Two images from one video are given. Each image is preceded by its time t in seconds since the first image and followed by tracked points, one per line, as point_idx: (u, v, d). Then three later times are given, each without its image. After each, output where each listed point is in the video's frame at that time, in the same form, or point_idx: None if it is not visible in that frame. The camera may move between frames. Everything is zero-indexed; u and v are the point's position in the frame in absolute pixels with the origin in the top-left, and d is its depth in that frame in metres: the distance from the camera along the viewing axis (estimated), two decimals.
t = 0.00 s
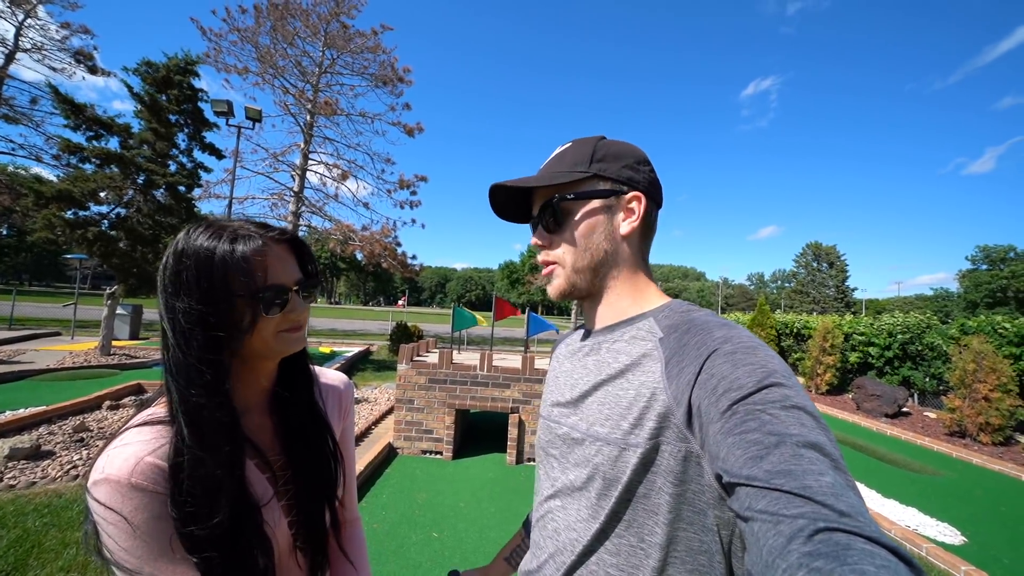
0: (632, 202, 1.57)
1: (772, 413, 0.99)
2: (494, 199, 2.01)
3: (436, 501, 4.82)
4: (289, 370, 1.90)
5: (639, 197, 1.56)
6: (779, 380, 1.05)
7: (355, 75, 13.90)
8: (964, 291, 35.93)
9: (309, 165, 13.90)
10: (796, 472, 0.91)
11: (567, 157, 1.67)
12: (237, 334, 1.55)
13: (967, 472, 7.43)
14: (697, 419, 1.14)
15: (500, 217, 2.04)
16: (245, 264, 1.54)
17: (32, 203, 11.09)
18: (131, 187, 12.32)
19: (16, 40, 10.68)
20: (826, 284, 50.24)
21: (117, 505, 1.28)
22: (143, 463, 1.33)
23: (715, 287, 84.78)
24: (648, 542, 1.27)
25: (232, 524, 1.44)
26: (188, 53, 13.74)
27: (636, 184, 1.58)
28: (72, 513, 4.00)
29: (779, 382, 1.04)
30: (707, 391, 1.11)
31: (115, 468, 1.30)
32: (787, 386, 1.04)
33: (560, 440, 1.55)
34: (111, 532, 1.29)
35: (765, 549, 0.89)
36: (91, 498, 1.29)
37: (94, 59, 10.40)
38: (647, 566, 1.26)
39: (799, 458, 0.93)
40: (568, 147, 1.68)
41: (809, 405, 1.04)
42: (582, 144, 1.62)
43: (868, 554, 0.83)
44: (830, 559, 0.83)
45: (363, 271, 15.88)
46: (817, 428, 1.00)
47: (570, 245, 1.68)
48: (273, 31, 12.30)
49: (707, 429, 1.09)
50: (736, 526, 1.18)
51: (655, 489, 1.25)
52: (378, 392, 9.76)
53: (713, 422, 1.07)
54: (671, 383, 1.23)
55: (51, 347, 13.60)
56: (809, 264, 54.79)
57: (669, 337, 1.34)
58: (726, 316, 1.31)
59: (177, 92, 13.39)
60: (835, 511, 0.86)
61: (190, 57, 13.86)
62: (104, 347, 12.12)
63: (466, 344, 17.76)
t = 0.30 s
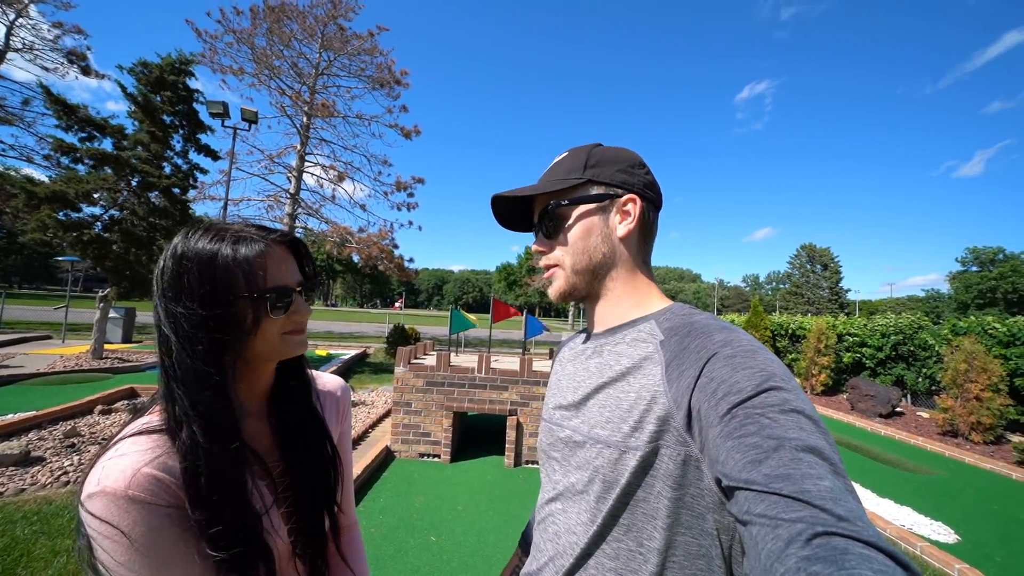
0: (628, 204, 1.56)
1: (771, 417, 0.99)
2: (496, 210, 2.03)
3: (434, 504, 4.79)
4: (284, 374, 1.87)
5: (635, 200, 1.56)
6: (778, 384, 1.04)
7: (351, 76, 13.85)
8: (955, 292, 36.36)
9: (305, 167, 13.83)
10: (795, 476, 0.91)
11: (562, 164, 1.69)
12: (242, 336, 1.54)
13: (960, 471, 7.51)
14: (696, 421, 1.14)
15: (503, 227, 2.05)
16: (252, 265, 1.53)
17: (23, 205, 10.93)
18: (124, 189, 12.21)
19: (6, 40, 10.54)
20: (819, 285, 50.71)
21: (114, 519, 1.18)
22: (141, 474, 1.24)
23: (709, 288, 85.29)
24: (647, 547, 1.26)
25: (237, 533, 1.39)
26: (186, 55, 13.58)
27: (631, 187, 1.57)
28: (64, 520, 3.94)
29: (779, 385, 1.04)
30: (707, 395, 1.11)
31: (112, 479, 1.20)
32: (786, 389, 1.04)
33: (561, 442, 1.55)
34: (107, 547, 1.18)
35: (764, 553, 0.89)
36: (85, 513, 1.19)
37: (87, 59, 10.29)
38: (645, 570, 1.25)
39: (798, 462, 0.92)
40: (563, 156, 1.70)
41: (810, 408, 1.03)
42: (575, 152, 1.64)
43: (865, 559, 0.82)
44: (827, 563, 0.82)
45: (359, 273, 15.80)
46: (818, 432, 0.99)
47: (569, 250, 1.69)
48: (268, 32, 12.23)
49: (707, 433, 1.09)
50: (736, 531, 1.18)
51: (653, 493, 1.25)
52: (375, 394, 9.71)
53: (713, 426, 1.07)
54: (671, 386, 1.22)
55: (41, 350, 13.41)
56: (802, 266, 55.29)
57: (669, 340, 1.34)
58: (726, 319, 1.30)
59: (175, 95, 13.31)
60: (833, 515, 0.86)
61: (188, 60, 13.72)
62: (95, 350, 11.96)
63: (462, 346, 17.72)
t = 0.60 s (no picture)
0: (625, 201, 1.57)
1: (771, 414, 1.00)
2: (494, 208, 2.03)
3: (430, 502, 4.80)
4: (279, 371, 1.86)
5: (632, 196, 1.56)
6: (778, 381, 1.06)
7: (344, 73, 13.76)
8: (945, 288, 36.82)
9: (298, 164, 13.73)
10: (796, 473, 0.92)
11: (559, 161, 1.70)
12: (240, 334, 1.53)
13: (949, 465, 7.62)
14: (696, 419, 1.15)
15: (502, 225, 2.05)
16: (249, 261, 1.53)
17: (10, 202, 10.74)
18: (114, 186, 12.07)
19: None
20: (811, 283, 51.14)
21: (109, 520, 1.17)
22: (136, 475, 1.22)
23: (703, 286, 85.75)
24: (647, 543, 1.27)
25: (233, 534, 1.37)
26: (169, 45, 13.41)
27: (628, 184, 1.58)
28: (57, 521, 3.90)
29: (779, 383, 1.05)
30: (707, 392, 1.12)
31: (107, 480, 1.19)
32: (786, 386, 1.05)
33: (561, 440, 1.56)
34: (100, 548, 1.17)
35: (764, 551, 0.90)
36: (79, 514, 1.17)
37: (74, 54, 10.13)
38: (645, 567, 1.26)
39: (798, 459, 0.93)
40: (561, 154, 1.71)
41: (809, 406, 1.04)
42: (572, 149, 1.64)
43: (866, 556, 0.83)
44: (829, 560, 0.83)
45: (353, 272, 15.72)
46: (817, 429, 1.00)
47: (567, 246, 1.69)
48: (260, 28, 12.12)
49: (707, 431, 1.10)
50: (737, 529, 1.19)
51: (654, 490, 1.26)
52: (371, 393, 9.68)
53: (712, 424, 1.08)
54: (671, 384, 1.23)
55: (30, 351, 13.24)
56: (795, 264, 55.71)
57: (668, 338, 1.35)
58: (726, 316, 1.31)
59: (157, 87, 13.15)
60: (834, 513, 0.87)
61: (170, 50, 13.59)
62: (86, 350, 11.83)
63: (457, 344, 17.71)
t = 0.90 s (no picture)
0: (623, 200, 1.57)
1: (771, 411, 1.00)
2: (493, 208, 2.04)
3: (428, 501, 4.79)
4: (280, 372, 1.86)
5: (631, 195, 1.56)
6: (779, 377, 1.06)
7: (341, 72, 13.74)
8: (941, 286, 36.98)
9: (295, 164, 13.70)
10: (796, 469, 0.92)
11: (558, 161, 1.70)
12: (243, 333, 1.53)
13: (946, 462, 7.65)
14: (697, 417, 1.15)
15: (500, 224, 2.06)
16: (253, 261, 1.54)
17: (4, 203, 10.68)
18: (109, 186, 12.02)
19: None
20: (809, 282, 51.30)
21: (114, 518, 1.17)
22: (141, 474, 1.22)
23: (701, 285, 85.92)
24: (649, 539, 1.28)
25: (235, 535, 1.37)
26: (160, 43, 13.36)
27: (627, 182, 1.58)
28: (55, 522, 3.89)
29: (780, 379, 1.05)
30: (706, 390, 1.12)
31: (111, 479, 1.18)
32: (787, 383, 1.05)
33: (561, 437, 1.56)
34: (106, 547, 1.18)
35: (765, 548, 0.90)
36: (84, 512, 1.17)
37: (70, 53, 10.09)
38: (646, 563, 1.27)
39: (799, 455, 0.94)
40: (559, 153, 1.71)
41: (810, 403, 1.05)
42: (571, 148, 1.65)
43: (868, 552, 0.84)
44: (831, 557, 0.83)
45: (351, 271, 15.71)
46: (819, 426, 1.00)
47: (566, 245, 1.70)
48: (256, 27, 12.09)
49: (707, 428, 1.10)
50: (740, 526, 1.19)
51: (655, 487, 1.26)
52: (368, 392, 9.67)
53: (713, 421, 1.08)
54: (671, 382, 1.24)
55: (26, 351, 13.19)
56: (792, 262, 55.85)
57: (668, 335, 1.35)
58: (725, 313, 1.32)
59: (150, 86, 13.10)
60: (835, 509, 0.87)
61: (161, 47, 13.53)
62: (83, 351, 11.79)
63: (456, 343, 17.71)
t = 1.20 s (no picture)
0: (624, 200, 1.57)
1: (772, 411, 1.00)
2: (493, 206, 2.04)
3: (428, 502, 4.79)
4: (286, 372, 1.86)
5: (631, 195, 1.57)
6: (779, 377, 1.06)
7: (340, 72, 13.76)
8: (940, 285, 36.96)
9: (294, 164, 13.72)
10: (797, 469, 0.92)
11: (559, 161, 1.71)
12: (250, 335, 1.53)
13: (946, 462, 7.65)
14: (697, 416, 1.15)
15: (500, 223, 2.06)
16: (260, 263, 1.54)
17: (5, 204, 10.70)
18: (108, 187, 12.02)
19: None
20: (809, 281, 51.27)
21: (122, 516, 1.18)
22: (148, 472, 1.22)
23: (701, 285, 85.95)
24: (648, 536, 1.28)
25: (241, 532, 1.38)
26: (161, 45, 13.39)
27: (628, 182, 1.58)
28: (56, 522, 3.89)
29: (780, 379, 1.05)
30: (706, 389, 1.12)
31: (120, 477, 1.19)
32: (788, 383, 1.05)
33: (560, 435, 1.56)
34: (116, 544, 1.18)
35: (765, 548, 0.91)
36: (94, 509, 1.18)
37: (69, 54, 10.09)
38: (646, 561, 1.27)
39: (799, 455, 0.94)
40: (560, 153, 1.72)
41: (811, 402, 1.04)
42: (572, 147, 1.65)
43: (869, 552, 0.84)
44: (832, 558, 0.84)
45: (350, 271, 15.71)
46: (822, 426, 1.00)
47: (565, 243, 1.70)
48: (255, 27, 12.10)
49: (708, 428, 1.10)
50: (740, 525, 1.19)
51: (655, 485, 1.26)
52: (368, 393, 9.68)
53: (713, 421, 1.08)
54: (672, 381, 1.24)
55: (26, 352, 13.19)
56: (792, 262, 55.85)
57: (669, 334, 1.35)
58: (726, 312, 1.32)
59: (151, 87, 13.14)
60: (836, 510, 0.87)
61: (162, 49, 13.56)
62: (83, 351, 11.79)
63: (456, 343, 17.71)
